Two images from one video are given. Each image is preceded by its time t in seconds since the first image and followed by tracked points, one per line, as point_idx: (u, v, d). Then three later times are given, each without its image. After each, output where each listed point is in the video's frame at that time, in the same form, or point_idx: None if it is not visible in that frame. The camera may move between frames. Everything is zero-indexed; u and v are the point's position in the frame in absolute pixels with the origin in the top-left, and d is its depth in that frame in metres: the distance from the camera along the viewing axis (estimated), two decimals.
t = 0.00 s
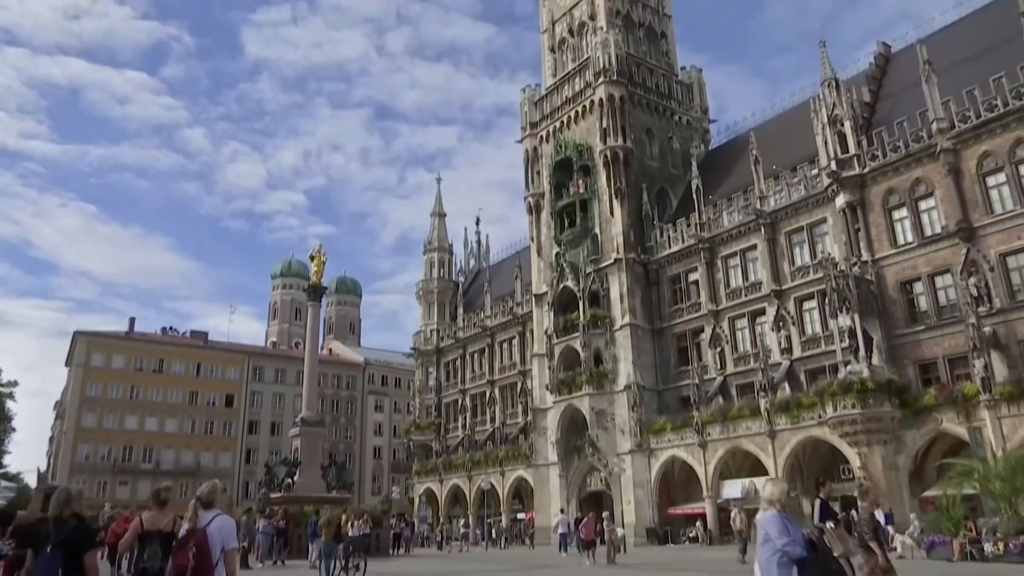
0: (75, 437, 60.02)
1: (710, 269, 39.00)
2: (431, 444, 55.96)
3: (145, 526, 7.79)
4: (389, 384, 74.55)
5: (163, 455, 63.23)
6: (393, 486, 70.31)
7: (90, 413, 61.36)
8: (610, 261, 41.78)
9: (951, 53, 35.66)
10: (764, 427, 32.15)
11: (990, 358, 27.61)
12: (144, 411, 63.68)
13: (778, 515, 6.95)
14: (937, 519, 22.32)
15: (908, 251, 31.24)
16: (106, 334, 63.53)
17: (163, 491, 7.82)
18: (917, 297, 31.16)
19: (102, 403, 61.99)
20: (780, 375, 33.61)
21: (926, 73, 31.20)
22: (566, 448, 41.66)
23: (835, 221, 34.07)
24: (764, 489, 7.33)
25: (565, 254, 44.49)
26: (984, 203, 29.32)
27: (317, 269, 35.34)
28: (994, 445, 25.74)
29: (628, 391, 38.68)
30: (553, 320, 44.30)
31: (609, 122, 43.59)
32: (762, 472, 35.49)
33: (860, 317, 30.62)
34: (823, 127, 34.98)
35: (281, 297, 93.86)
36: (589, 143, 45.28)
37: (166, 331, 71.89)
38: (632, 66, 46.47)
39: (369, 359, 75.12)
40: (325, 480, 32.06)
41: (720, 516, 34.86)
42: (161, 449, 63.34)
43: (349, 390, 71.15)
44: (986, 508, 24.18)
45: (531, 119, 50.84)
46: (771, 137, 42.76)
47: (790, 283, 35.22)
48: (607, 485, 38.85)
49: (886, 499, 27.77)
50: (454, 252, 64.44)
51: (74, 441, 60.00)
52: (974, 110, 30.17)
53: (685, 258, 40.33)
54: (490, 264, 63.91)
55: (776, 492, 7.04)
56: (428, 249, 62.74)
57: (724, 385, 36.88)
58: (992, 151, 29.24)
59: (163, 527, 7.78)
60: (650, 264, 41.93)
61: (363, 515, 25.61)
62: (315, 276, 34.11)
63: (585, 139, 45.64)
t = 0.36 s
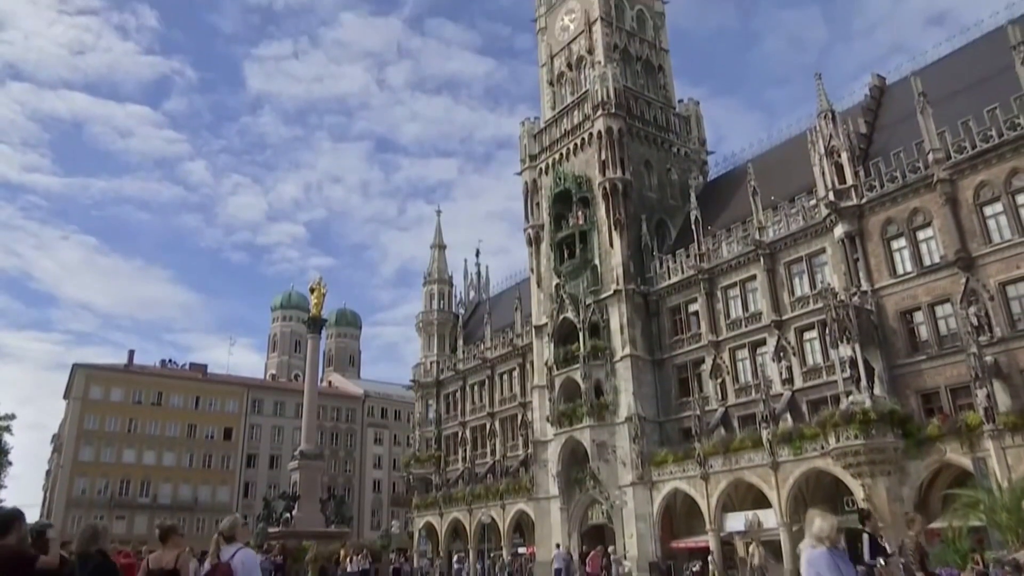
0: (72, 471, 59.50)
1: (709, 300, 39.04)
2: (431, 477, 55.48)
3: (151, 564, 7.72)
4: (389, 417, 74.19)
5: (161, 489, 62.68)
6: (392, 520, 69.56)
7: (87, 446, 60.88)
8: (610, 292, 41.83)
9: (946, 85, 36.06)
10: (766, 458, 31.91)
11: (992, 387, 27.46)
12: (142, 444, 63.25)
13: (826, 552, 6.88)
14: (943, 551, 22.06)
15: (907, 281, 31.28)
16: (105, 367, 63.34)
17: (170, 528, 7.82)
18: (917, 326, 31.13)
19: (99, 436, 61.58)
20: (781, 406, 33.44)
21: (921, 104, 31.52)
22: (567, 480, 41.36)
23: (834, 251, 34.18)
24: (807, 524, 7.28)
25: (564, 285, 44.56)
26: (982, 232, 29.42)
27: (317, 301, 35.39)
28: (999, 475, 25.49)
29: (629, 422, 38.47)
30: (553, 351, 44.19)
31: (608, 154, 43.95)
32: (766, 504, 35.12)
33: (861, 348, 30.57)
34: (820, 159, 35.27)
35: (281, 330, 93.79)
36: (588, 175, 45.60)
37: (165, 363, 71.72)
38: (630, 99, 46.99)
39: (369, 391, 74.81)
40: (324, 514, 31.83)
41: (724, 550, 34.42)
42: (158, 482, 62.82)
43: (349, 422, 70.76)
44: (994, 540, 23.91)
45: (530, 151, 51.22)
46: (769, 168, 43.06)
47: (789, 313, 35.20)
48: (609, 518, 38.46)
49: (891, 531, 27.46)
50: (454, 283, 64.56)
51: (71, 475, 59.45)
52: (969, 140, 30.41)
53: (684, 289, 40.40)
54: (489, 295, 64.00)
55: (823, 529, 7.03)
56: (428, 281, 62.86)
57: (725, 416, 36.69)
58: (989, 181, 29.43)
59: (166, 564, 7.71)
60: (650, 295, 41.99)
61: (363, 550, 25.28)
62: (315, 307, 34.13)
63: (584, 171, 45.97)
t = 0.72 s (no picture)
0: (69, 502, 58.92)
1: (710, 328, 39.02)
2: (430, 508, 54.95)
3: None
4: (389, 447, 73.76)
5: (158, 520, 62.03)
6: (392, 552, 68.77)
7: (84, 477, 60.34)
8: (610, 320, 41.82)
9: (941, 114, 36.39)
10: (769, 487, 31.66)
11: (995, 415, 27.23)
12: (140, 475, 62.74)
13: None
14: None
15: (907, 308, 31.31)
16: (104, 397, 63.05)
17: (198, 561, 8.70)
18: (918, 354, 31.08)
19: (97, 467, 61.09)
20: (783, 435, 33.25)
21: (917, 133, 31.80)
22: (569, 511, 41.03)
23: (833, 279, 34.26)
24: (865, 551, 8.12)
25: (564, 313, 44.57)
26: (981, 259, 29.51)
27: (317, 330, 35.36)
28: (1005, 504, 25.23)
29: (630, 451, 38.25)
30: (553, 380, 44.03)
31: (607, 184, 44.24)
32: (769, 534, 34.74)
33: (862, 375, 30.49)
34: (817, 188, 35.49)
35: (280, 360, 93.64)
36: (587, 204, 45.85)
37: (164, 394, 71.43)
38: (629, 129, 47.43)
39: (369, 421, 74.45)
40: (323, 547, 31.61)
41: None
42: (155, 514, 62.19)
43: (348, 453, 70.31)
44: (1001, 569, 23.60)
45: (529, 181, 51.55)
46: (767, 197, 43.29)
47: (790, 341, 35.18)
48: (611, 549, 38.03)
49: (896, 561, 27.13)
50: (454, 313, 64.60)
51: (68, 506, 58.85)
52: (966, 169, 30.61)
53: (684, 317, 40.41)
54: (489, 325, 64.00)
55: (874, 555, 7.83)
56: (428, 310, 62.88)
57: (727, 445, 36.47)
58: (986, 208, 29.59)
59: None
60: (650, 324, 41.99)
61: None
62: (315, 337, 34.06)
63: (584, 200, 46.22)
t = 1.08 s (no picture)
0: (66, 524, 58.55)
1: (710, 348, 38.97)
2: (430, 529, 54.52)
3: None
4: (389, 468, 73.40)
5: (156, 542, 61.57)
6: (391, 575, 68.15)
7: (82, 499, 60.03)
8: (610, 340, 41.80)
9: (938, 134, 36.60)
10: (771, 508, 31.45)
11: (997, 434, 26.93)
12: (138, 496, 62.38)
13: None
14: None
15: (907, 327, 31.29)
16: (102, 418, 62.85)
17: None
18: (919, 373, 31.01)
19: (94, 489, 60.76)
20: (785, 455, 33.10)
21: (915, 152, 31.95)
22: (570, 532, 40.73)
23: (833, 298, 34.27)
24: None
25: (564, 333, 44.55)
26: (980, 278, 29.52)
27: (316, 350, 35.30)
28: (1009, 524, 25.03)
29: (631, 472, 38.06)
30: (553, 401, 43.89)
31: (607, 204, 44.39)
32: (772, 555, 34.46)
33: (863, 395, 30.40)
34: (816, 208, 35.61)
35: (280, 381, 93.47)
36: (587, 224, 45.96)
37: (163, 414, 71.19)
38: (628, 149, 47.69)
39: (368, 442, 74.14)
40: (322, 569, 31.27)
41: None
42: (153, 536, 61.73)
43: (347, 474, 69.92)
44: None
45: (528, 202, 51.73)
46: (766, 217, 43.41)
47: (791, 361, 35.11)
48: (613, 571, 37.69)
49: None
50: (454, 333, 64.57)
51: (64, 528, 58.45)
52: (964, 188, 30.73)
53: (685, 337, 40.38)
54: (489, 345, 63.94)
55: None
56: (428, 330, 62.86)
57: (728, 465, 36.29)
58: (985, 227, 29.66)
59: None
60: (650, 343, 41.95)
61: None
62: (315, 357, 34.03)
63: (583, 220, 46.35)
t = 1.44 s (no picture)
0: (64, 537, 58.35)
1: (710, 359, 38.94)
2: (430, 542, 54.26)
3: None
4: (388, 480, 73.15)
5: (154, 555, 61.33)
6: None
7: (80, 512, 59.81)
8: (610, 352, 41.78)
9: (936, 146, 36.73)
10: (772, 521, 31.33)
11: (999, 446, 26.86)
12: (136, 509, 62.17)
13: None
14: None
15: (907, 339, 31.28)
16: (101, 430, 62.68)
17: None
18: (919, 385, 30.96)
19: (93, 501, 60.57)
20: (786, 467, 32.99)
21: (913, 164, 32.02)
22: (570, 545, 40.53)
23: (833, 309, 34.27)
24: None
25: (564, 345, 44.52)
26: (980, 289, 29.53)
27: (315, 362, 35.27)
28: (1012, 536, 24.91)
29: (632, 484, 37.94)
30: (553, 413, 43.79)
31: (606, 216, 44.47)
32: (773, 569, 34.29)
33: (864, 407, 30.34)
34: (816, 219, 35.67)
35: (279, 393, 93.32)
36: (586, 236, 46.03)
37: (162, 427, 70.98)
38: (627, 161, 47.83)
39: (368, 455, 73.91)
40: None
41: None
42: (151, 549, 61.48)
43: (347, 487, 69.68)
44: None
45: (528, 214, 51.81)
46: (766, 228, 43.48)
47: (791, 372, 35.06)
48: None
49: None
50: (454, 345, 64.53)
51: (62, 541, 58.25)
52: (963, 200, 30.79)
53: (685, 348, 40.35)
54: (489, 357, 63.86)
55: None
56: (428, 342, 62.82)
57: (729, 478, 36.17)
58: (984, 239, 29.70)
59: None
60: (650, 355, 41.91)
61: None
62: (315, 370, 34.00)
63: (583, 232, 46.42)
